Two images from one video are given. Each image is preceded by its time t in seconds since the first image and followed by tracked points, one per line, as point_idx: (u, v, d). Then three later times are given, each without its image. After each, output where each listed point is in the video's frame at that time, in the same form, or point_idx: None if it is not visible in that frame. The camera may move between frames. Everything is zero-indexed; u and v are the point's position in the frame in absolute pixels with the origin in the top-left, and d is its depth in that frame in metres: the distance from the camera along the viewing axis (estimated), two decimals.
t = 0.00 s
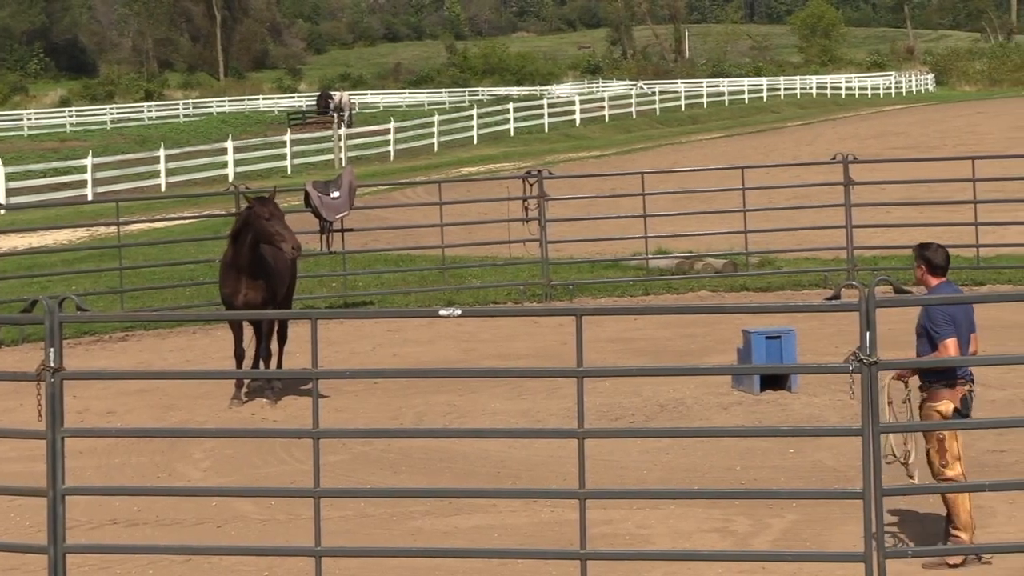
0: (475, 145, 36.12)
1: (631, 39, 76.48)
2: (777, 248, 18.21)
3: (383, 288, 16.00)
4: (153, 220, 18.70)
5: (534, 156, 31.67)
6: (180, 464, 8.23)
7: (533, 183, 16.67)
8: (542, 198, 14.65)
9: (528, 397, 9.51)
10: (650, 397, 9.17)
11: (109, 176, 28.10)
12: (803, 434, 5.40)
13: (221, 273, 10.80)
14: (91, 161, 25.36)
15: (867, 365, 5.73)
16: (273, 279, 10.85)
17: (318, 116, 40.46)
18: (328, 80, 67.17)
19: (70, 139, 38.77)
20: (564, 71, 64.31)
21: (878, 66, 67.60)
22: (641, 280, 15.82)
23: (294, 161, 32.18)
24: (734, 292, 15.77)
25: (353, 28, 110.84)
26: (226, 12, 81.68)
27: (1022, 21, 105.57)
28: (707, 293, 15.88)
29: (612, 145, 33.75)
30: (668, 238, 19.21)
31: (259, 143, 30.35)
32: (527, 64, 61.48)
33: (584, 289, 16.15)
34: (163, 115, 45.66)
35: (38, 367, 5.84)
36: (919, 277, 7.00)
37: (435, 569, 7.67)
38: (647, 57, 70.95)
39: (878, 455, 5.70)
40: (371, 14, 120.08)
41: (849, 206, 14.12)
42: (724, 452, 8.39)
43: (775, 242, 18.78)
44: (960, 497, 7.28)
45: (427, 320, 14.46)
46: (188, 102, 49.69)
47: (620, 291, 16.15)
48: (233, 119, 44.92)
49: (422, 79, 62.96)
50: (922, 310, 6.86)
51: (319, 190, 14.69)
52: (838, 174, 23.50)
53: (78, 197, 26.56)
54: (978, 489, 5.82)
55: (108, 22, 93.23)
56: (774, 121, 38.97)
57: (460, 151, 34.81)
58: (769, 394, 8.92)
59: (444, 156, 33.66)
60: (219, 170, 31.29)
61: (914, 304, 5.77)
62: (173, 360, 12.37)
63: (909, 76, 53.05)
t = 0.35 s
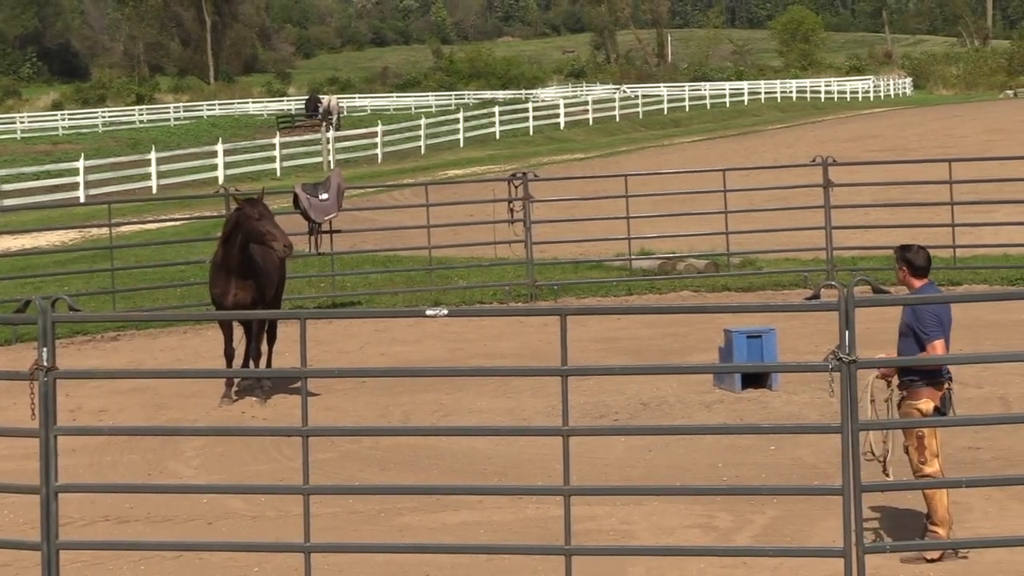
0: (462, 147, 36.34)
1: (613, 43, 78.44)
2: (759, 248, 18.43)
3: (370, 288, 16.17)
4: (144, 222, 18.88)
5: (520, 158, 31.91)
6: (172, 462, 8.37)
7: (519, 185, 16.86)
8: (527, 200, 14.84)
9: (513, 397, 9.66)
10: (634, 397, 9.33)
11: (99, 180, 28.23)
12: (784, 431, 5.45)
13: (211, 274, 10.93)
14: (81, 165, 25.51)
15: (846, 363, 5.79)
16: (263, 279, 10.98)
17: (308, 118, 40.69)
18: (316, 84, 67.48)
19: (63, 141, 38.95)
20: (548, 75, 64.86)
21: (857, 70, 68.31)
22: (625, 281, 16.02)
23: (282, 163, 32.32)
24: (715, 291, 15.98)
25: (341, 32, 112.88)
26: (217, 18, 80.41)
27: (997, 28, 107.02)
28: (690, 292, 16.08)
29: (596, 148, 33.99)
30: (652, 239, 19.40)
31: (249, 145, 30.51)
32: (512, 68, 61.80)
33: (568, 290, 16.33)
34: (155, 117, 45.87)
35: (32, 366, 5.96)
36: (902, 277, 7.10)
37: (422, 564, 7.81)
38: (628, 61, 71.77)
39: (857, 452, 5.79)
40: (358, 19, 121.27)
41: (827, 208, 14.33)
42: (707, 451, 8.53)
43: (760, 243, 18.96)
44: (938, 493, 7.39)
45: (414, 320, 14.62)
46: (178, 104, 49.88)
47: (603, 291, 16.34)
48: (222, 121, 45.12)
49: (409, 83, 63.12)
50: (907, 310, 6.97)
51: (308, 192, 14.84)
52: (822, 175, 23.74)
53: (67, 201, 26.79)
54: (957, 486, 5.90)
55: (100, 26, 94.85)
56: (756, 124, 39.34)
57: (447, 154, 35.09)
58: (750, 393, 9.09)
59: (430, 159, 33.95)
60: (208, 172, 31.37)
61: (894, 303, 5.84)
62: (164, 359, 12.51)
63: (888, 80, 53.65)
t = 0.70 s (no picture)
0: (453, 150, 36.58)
1: (600, 48, 79.95)
2: (746, 249, 18.66)
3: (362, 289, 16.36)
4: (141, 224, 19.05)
5: (510, 161, 32.15)
6: (169, 459, 8.54)
7: (508, 186, 17.07)
8: (516, 203, 15.05)
9: (503, 396, 9.86)
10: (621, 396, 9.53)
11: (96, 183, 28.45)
12: (770, 427, 5.50)
13: (206, 274, 11.09)
14: (80, 167, 25.72)
15: (830, 362, 5.80)
16: (257, 280, 11.15)
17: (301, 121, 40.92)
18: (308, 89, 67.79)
19: (60, 145, 39.09)
20: (537, 80, 65.29)
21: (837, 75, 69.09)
22: (612, 281, 16.22)
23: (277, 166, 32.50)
24: (701, 291, 16.21)
25: (333, 37, 113.87)
26: (212, 23, 80.79)
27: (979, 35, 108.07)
28: (675, 292, 16.29)
29: (583, 151, 34.26)
30: (641, 242, 19.62)
31: (243, 147, 30.71)
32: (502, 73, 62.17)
33: (557, 290, 16.53)
34: (151, 121, 46.09)
35: (31, 365, 6.08)
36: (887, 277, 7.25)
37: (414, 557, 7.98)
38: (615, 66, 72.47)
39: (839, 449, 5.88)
40: (351, 24, 121.87)
41: (810, 209, 14.54)
42: (692, 448, 8.72)
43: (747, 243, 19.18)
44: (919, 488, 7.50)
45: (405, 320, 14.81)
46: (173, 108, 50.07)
47: (591, 291, 16.54)
48: (217, 125, 45.33)
49: (400, 87, 63.35)
50: (891, 311, 7.10)
51: (302, 195, 15.01)
52: (809, 177, 23.99)
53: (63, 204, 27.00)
54: (937, 481, 5.95)
55: (97, 32, 95.75)
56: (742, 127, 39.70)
57: (438, 157, 35.35)
58: (733, 392, 9.31)
59: (422, 161, 34.21)
60: (203, 175, 31.55)
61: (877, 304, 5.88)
62: (161, 358, 12.68)
63: (869, 84, 54.17)
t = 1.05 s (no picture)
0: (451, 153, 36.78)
1: (596, 53, 80.36)
2: (740, 249, 18.88)
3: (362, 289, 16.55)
4: (146, 225, 19.24)
5: (507, 163, 32.35)
6: (172, 456, 8.72)
7: (503, 188, 17.27)
8: (513, 204, 15.25)
9: (500, 394, 10.04)
10: (615, 394, 9.76)
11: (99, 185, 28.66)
12: (761, 423, 5.56)
13: (208, 274, 11.27)
14: (84, 170, 25.96)
15: (818, 360, 5.89)
16: (259, 279, 11.33)
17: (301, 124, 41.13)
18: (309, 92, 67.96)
19: (63, 147, 39.30)
20: (534, 85, 65.58)
21: (827, 79, 69.54)
22: (607, 282, 16.42)
23: (278, 169, 32.70)
24: (694, 291, 16.42)
25: (333, 43, 113.87)
26: (213, 28, 80.82)
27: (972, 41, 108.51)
28: (669, 292, 16.48)
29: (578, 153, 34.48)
30: (636, 242, 19.82)
31: (244, 149, 30.93)
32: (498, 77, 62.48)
33: (554, 289, 16.71)
34: (154, 125, 46.34)
35: (37, 363, 6.14)
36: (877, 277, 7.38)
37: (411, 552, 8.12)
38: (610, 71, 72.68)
39: (829, 445, 5.97)
40: (350, 30, 122.13)
41: (800, 210, 14.73)
42: (685, 444, 8.90)
43: (741, 244, 19.40)
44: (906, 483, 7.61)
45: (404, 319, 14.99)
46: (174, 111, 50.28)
47: (586, 291, 16.72)
48: (219, 128, 45.53)
49: (397, 91, 63.57)
50: (879, 309, 7.21)
51: (302, 196, 15.18)
52: (802, 179, 24.20)
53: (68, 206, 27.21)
54: (924, 477, 6.02)
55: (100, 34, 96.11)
56: (736, 130, 39.91)
57: (436, 159, 35.55)
58: (727, 389, 9.52)
59: (421, 164, 34.42)
60: (204, 176, 31.74)
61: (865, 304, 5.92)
62: (164, 356, 12.87)
63: (858, 88, 54.54)
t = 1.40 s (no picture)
0: (449, 154, 37.01)
1: (592, 56, 80.73)
2: (734, 249, 19.09)
3: (361, 287, 16.75)
4: (150, 226, 19.45)
5: (504, 164, 32.57)
6: (176, 452, 8.90)
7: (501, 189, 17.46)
8: (511, 205, 15.45)
9: (498, 391, 10.22)
10: (610, 392, 9.98)
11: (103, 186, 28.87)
12: (755, 420, 5.65)
13: (210, 275, 11.41)
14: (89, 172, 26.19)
15: (809, 358, 5.95)
16: (260, 279, 11.49)
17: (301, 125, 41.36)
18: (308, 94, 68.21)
19: (67, 148, 39.53)
20: (531, 87, 65.86)
21: (821, 82, 69.92)
22: (603, 281, 16.63)
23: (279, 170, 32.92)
24: (688, 290, 16.63)
25: (335, 46, 113.98)
26: (216, 32, 81.10)
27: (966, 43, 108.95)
28: (663, 291, 16.68)
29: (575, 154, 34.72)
30: (631, 242, 20.02)
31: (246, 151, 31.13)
32: (496, 80, 62.78)
33: (550, 288, 16.91)
34: (156, 127, 46.58)
35: (43, 362, 6.23)
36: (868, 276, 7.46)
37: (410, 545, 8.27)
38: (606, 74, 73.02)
39: (820, 440, 6.06)
40: (349, 33, 122.46)
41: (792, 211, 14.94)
42: (678, 441, 9.07)
43: (737, 244, 19.61)
44: (896, 480, 7.73)
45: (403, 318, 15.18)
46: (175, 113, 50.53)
47: (583, 290, 16.91)
48: (220, 130, 45.76)
49: (395, 92, 63.78)
50: (871, 308, 7.37)
51: (303, 197, 15.37)
52: (797, 180, 24.42)
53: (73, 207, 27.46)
54: (913, 473, 6.13)
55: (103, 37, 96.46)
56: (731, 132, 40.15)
57: (435, 160, 35.78)
58: (720, 386, 9.74)
59: (419, 165, 34.67)
60: (206, 177, 31.96)
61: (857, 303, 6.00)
62: (167, 354, 13.06)
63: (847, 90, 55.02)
